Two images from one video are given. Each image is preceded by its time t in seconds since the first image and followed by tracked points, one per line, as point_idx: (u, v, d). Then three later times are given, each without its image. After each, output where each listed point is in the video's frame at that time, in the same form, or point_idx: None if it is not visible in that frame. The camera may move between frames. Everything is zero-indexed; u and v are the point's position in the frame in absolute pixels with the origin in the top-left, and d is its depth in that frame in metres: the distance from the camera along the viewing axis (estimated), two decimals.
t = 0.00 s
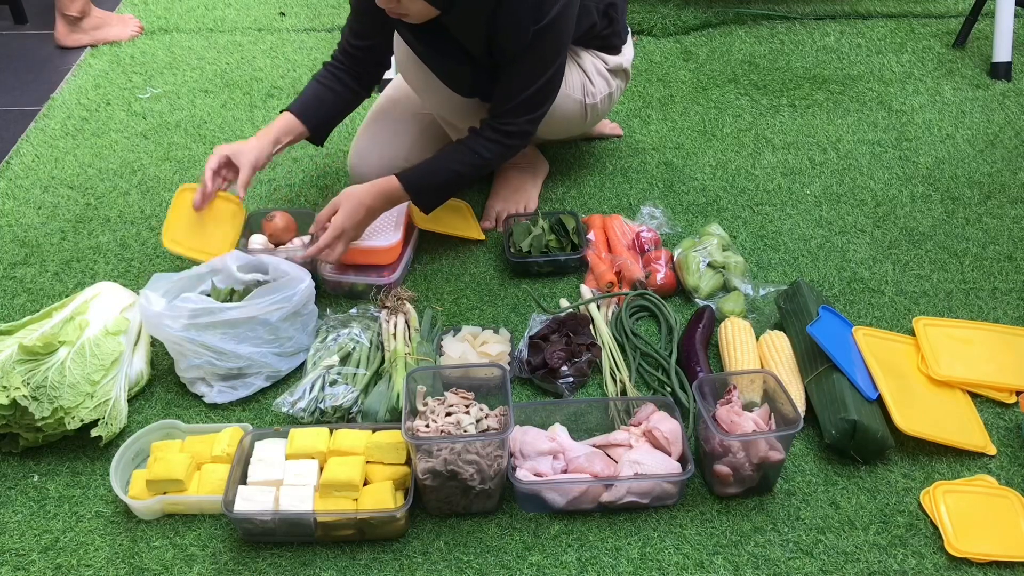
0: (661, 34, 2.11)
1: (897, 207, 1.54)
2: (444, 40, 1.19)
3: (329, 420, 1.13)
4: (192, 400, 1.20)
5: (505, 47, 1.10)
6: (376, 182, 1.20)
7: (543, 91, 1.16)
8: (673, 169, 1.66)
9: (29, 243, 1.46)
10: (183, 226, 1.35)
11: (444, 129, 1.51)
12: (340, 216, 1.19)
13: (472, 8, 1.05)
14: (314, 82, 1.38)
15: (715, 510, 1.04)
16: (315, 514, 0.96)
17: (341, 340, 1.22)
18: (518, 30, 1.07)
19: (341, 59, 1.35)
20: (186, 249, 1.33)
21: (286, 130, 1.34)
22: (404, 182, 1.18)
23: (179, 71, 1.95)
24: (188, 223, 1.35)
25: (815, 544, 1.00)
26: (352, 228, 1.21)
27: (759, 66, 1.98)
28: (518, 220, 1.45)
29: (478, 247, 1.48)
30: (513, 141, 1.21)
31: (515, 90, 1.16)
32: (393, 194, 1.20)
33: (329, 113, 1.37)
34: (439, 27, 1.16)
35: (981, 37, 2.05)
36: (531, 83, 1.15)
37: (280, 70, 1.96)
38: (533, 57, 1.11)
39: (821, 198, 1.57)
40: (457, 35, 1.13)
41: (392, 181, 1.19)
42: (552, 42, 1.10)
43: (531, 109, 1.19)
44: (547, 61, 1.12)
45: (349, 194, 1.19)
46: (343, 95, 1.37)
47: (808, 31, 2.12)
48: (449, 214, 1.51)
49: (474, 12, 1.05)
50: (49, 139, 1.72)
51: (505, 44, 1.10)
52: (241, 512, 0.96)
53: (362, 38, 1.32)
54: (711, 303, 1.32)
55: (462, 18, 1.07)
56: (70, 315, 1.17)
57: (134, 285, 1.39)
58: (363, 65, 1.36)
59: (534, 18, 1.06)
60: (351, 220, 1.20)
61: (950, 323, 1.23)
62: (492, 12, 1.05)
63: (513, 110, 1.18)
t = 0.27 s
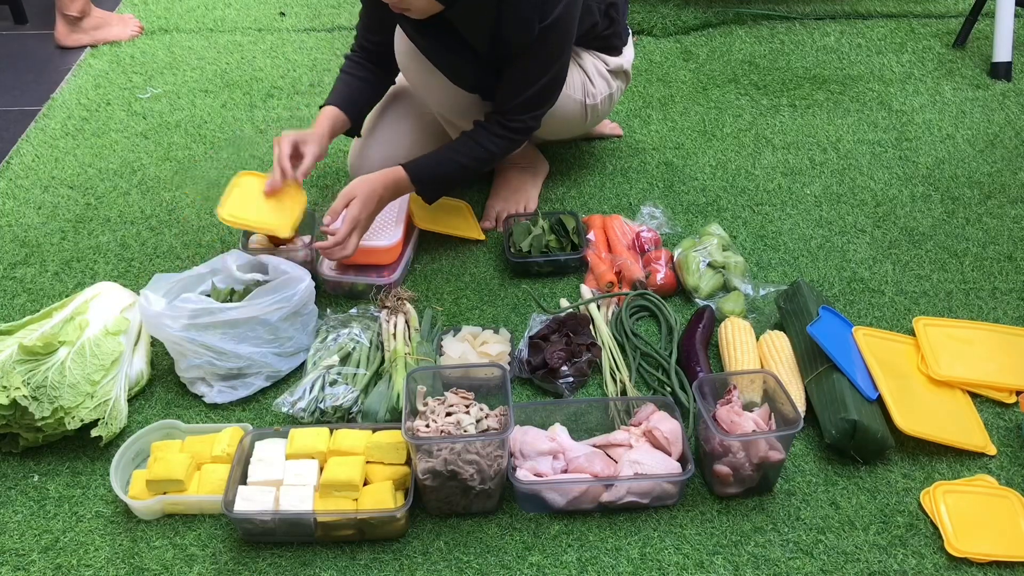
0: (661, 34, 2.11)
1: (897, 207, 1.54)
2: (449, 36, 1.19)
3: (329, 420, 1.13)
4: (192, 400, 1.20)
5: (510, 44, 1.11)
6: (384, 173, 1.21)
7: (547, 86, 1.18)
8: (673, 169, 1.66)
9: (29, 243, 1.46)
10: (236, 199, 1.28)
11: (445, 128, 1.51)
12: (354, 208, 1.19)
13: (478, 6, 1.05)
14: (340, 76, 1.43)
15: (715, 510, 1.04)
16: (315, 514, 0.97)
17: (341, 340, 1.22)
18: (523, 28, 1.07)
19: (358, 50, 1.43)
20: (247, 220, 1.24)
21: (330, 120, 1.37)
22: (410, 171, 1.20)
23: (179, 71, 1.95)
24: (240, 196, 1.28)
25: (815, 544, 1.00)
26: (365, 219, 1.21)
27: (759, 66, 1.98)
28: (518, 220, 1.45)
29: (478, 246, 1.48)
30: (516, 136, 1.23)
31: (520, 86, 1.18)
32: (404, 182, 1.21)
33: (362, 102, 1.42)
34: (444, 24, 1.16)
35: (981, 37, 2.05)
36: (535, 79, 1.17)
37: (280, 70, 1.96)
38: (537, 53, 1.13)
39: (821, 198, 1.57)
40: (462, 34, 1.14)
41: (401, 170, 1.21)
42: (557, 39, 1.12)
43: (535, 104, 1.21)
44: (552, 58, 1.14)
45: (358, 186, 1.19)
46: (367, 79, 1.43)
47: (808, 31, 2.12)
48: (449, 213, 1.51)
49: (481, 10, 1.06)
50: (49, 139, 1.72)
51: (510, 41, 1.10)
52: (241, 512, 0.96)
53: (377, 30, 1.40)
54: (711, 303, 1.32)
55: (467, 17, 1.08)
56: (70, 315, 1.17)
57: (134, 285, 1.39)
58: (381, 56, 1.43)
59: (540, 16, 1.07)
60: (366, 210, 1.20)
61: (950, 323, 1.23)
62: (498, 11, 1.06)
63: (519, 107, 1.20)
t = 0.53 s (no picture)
0: (661, 34, 2.11)
1: (897, 207, 1.54)
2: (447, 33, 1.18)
3: (329, 420, 1.13)
4: (192, 400, 1.20)
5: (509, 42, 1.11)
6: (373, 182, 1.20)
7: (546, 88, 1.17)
8: (673, 169, 1.66)
9: (29, 243, 1.46)
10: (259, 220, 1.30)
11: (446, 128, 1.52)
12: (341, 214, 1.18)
13: (481, 6, 1.05)
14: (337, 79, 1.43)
15: (715, 510, 1.04)
16: (315, 514, 0.97)
17: (341, 340, 1.22)
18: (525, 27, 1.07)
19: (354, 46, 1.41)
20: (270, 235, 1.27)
21: (327, 125, 1.37)
22: (399, 180, 1.19)
23: (179, 71, 1.95)
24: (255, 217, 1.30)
25: (815, 544, 1.00)
26: (354, 227, 1.20)
27: (759, 66, 1.98)
28: (518, 220, 1.45)
29: (478, 246, 1.48)
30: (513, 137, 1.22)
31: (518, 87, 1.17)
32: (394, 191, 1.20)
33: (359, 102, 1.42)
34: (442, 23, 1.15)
35: (981, 37, 2.05)
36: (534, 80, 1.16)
37: (280, 70, 1.96)
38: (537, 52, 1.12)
39: (821, 198, 1.57)
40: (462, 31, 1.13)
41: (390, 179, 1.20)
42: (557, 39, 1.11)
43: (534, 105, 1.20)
44: (551, 58, 1.13)
45: (347, 195, 1.20)
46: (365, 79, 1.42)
47: (808, 31, 2.12)
48: (449, 213, 1.51)
49: (484, 10, 1.05)
50: (49, 139, 1.72)
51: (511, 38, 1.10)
52: (241, 512, 0.95)
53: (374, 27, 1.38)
54: (711, 303, 1.32)
55: (470, 17, 1.07)
56: (70, 315, 1.17)
57: (134, 285, 1.39)
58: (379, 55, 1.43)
59: (542, 15, 1.07)
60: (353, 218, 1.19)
61: (950, 323, 1.23)
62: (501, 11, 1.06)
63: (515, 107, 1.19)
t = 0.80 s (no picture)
0: (661, 34, 2.11)
1: (897, 207, 1.54)
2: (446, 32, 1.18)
3: (329, 420, 1.13)
4: (192, 400, 1.20)
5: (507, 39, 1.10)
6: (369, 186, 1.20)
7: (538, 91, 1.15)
8: (674, 169, 1.66)
9: (29, 243, 1.46)
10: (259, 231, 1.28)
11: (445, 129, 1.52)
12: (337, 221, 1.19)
13: (480, 6, 1.06)
14: (311, 81, 1.37)
15: (715, 510, 1.04)
16: (315, 514, 0.97)
17: (341, 340, 1.22)
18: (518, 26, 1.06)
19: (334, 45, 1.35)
20: (269, 242, 1.26)
21: (297, 135, 1.33)
22: (393, 185, 1.18)
23: (179, 71, 1.95)
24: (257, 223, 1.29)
25: (815, 544, 1.00)
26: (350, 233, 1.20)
27: (759, 66, 1.98)
28: (518, 220, 1.45)
29: (477, 246, 1.48)
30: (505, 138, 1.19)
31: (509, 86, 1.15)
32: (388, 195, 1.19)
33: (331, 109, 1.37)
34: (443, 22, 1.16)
35: (981, 37, 2.05)
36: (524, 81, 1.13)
37: (280, 70, 1.96)
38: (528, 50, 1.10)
39: (821, 198, 1.57)
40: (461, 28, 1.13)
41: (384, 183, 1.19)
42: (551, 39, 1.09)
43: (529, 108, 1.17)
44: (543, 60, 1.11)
45: (345, 201, 1.20)
46: (343, 87, 1.37)
47: (808, 31, 2.11)
48: (449, 213, 1.51)
49: (482, 7, 1.06)
50: (49, 139, 1.72)
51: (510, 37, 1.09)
52: (241, 512, 0.95)
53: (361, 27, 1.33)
54: (711, 303, 1.32)
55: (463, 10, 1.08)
56: (70, 315, 1.17)
57: (134, 285, 1.39)
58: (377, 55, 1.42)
59: (540, 14, 1.06)
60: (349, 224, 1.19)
61: (950, 323, 1.23)
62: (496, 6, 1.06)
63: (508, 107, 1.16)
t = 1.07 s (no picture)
0: (661, 34, 2.11)
1: (897, 207, 1.54)
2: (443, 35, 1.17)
3: (329, 420, 1.13)
4: (192, 400, 1.20)
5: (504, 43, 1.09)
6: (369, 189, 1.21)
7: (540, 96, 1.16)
8: (674, 169, 1.66)
9: (29, 243, 1.46)
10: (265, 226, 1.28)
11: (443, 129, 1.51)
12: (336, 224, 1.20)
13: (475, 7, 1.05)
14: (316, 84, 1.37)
15: (715, 510, 1.04)
16: (315, 514, 0.97)
17: (341, 340, 1.22)
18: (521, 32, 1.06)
19: (336, 45, 1.36)
20: (269, 241, 1.26)
21: (316, 143, 1.34)
22: (392, 186, 1.18)
23: (179, 71, 1.95)
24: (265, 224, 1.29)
25: (815, 544, 1.00)
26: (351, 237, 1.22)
27: (759, 66, 1.98)
28: (518, 220, 1.45)
29: (477, 246, 1.48)
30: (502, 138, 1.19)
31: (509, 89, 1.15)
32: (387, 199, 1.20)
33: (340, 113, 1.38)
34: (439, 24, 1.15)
35: (981, 37, 2.05)
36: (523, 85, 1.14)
37: (280, 70, 1.96)
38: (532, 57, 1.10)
39: (821, 198, 1.57)
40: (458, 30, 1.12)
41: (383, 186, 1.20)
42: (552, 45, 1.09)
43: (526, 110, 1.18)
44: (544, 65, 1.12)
45: (346, 204, 1.21)
46: (348, 89, 1.38)
47: (808, 31, 2.12)
48: (449, 213, 1.51)
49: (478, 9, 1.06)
50: (49, 139, 1.72)
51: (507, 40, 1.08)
52: (241, 512, 0.95)
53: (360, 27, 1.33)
54: (711, 303, 1.32)
55: (464, 13, 1.07)
56: (70, 315, 1.16)
57: (134, 285, 1.39)
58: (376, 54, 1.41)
59: (537, 18, 1.05)
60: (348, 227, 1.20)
61: (950, 323, 1.23)
62: (494, 10, 1.05)
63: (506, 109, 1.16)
